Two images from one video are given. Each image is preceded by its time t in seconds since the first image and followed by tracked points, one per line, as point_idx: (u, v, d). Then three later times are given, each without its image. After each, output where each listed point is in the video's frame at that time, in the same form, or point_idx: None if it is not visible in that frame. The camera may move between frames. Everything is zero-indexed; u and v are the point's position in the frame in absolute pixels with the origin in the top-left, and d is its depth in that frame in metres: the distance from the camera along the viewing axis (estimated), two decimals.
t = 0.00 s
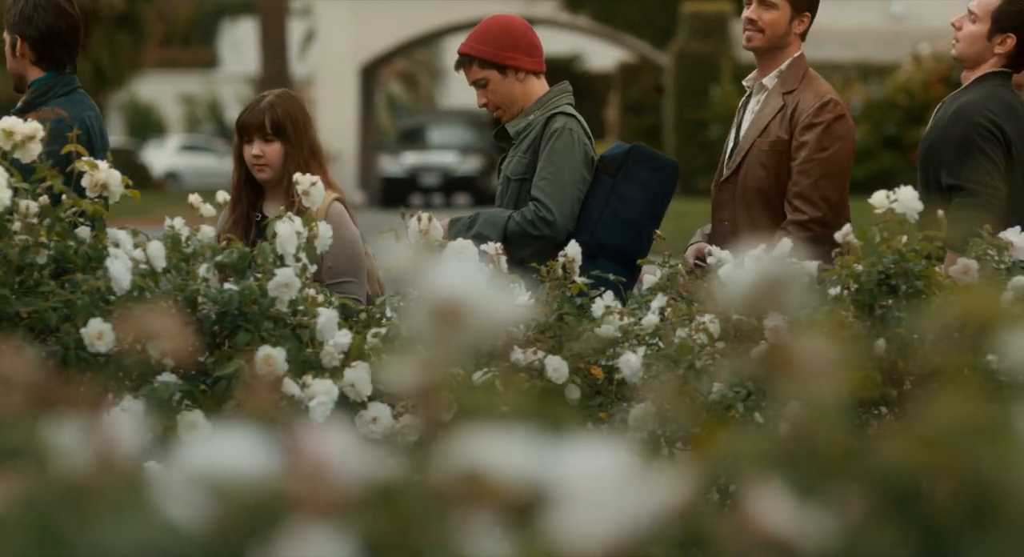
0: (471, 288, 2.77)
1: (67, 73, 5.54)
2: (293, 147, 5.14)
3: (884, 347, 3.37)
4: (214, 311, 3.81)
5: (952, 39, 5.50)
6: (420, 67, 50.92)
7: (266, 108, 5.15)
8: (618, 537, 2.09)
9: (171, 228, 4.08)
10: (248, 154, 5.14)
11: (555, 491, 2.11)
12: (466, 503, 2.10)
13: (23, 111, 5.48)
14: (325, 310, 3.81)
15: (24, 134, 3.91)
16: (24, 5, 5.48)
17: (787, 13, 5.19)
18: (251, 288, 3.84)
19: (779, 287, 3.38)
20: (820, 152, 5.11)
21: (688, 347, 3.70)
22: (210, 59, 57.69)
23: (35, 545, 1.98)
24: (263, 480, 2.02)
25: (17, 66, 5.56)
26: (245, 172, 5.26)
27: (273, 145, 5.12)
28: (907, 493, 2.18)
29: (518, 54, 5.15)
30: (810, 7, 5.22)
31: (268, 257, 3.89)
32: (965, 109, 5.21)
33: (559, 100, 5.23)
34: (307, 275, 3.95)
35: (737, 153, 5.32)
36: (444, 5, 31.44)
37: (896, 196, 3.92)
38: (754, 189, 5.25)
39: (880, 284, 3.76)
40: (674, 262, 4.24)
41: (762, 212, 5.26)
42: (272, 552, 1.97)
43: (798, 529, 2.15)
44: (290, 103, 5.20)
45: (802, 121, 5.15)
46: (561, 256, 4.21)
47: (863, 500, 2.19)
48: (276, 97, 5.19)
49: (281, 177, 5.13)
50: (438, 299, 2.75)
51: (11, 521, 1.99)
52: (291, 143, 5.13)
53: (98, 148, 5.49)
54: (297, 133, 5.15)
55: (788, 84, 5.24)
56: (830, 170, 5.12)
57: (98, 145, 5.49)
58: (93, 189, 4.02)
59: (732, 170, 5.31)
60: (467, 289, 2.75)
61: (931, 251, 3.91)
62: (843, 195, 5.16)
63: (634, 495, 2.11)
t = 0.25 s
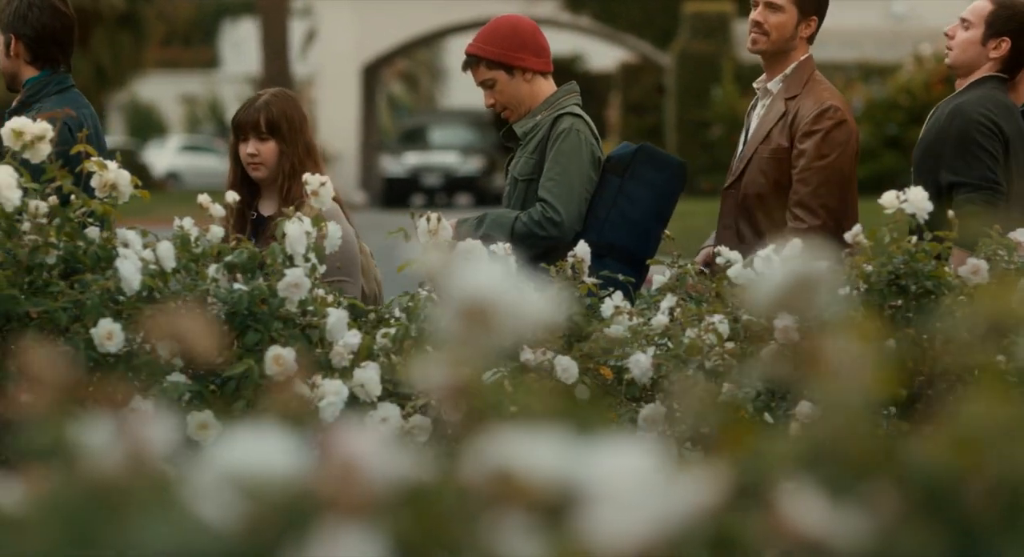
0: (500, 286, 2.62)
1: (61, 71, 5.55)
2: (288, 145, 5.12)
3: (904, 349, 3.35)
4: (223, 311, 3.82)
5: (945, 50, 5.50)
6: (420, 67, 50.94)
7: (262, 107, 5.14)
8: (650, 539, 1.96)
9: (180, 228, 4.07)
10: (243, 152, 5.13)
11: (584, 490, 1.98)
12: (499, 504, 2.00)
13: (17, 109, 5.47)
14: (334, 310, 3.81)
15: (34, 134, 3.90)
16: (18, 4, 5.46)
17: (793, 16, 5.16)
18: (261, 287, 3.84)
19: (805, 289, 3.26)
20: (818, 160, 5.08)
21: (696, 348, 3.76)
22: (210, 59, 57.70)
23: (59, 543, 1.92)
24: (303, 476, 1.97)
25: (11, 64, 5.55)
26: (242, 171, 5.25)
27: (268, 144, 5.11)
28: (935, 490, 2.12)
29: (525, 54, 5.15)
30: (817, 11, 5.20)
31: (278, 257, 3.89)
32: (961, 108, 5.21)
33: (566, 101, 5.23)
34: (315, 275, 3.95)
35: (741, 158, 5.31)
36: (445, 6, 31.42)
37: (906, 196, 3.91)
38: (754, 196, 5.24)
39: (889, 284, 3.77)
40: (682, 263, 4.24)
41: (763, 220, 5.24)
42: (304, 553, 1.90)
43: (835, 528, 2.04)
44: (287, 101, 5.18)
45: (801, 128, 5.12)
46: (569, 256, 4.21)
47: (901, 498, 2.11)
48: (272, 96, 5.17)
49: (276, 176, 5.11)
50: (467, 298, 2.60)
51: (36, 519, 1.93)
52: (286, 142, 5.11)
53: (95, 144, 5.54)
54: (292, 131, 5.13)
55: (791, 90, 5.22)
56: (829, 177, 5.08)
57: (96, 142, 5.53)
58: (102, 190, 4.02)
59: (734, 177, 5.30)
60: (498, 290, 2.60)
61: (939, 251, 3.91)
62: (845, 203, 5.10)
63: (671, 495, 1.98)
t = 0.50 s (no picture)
0: (534, 284, 2.42)
1: (61, 70, 5.56)
2: (286, 146, 5.11)
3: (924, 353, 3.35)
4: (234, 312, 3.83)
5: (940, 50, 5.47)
6: (422, 68, 50.95)
7: (258, 107, 5.13)
8: (683, 538, 1.97)
9: (190, 228, 4.08)
10: (241, 153, 5.13)
11: (614, 492, 2.00)
12: (530, 505, 1.99)
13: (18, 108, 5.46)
14: (344, 311, 3.81)
15: (43, 133, 3.91)
16: (19, 4, 5.46)
17: (796, 17, 5.17)
18: (271, 288, 3.84)
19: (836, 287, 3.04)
20: (825, 164, 5.07)
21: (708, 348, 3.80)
22: (212, 59, 57.70)
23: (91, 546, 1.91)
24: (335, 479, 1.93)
25: (10, 63, 5.54)
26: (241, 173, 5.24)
27: (266, 145, 5.10)
28: (970, 491, 2.12)
29: (530, 55, 5.14)
30: (820, 11, 5.19)
31: (288, 257, 3.89)
32: (959, 105, 5.20)
33: (571, 101, 5.22)
34: (325, 274, 3.95)
35: (750, 162, 5.30)
36: (447, 5, 31.41)
37: (917, 196, 3.91)
38: (762, 201, 5.23)
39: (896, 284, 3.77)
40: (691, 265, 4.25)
41: (772, 225, 5.24)
42: (337, 553, 1.88)
43: (867, 528, 2.04)
44: (283, 101, 5.17)
45: (809, 132, 5.12)
46: (579, 256, 4.21)
47: (931, 499, 2.12)
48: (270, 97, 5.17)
49: (275, 176, 5.11)
50: (495, 300, 2.40)
51: (68, 518, 1.93)
52: (283, 142, 5.10)
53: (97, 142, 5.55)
54: (289, 131, 5.12)
55: (798, 93, 5.22)
56: (838, 180, 5.07)
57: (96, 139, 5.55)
58: (113, 190, 4.03)
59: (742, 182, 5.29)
60: (529, 289, 2.40)
61: (949, 251, 3.91)
62: (853, 206, 5.10)
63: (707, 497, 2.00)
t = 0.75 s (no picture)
0: (567, 287, 2.43)
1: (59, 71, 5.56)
2: (284, 146, 5.08)
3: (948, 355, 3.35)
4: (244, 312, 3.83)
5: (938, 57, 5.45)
6: (422, 68, 50.96)
7: (256, 108, 5.11)
8: (714, 539, 2.01)
9: (200, 228, 4.08)
10: (240, 154, 5.11)
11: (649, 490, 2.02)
12: (562, 504, 1.99)
13: (18, 107, 5.45)
14: (354, 310, 3.81)
15: (53, 133, 3.91)
16: (18, 4, 5.46)
17: (801, 16, 5.15)
18: (281, 287, 3.84)
19: (871, 287, 2.73)
20: (838, 169, 5.07)
21: (717, 348, 3.83)
22: (212, 59, 57.71)
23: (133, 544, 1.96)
24: (368, 479, 1.95)
25: (7, 64, 5.53)
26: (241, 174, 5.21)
27: (264, 145, 5.08)
28: (1004, 492, 2.10)
29: (534, 55, 5.14)
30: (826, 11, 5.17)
31: (298, 257, 3.89)
32: (959, 107, 5.20)
33: (576, 100, 5.22)
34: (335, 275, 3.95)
35: (757, 163, 5.27)
36: (447, 5, 31.41)
37: (926, 196, 3.91)
38: (770, 203, 5.20)
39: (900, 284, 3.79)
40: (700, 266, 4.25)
41: (781, 228, 5.20)
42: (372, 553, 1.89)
43: (901, 527, 2.03)
44: (281, 101, 5.14)
45: (821, 136, 5.11)
46: (588, 257, 4.20)
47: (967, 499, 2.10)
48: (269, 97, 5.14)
49: (274, 177, 5.08)
50: (526, 296, 2.43)
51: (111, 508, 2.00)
52: (282, 142, 5.08)
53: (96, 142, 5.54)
54: (287, 131, 5.09)
55: (808, 95, 5.18)
56: (850, 185, 5.07)
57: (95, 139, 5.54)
58: (121, 190, 4.04)
59: (750, 184, 5.26)
60: (564, 291, 2.41)
61: (959, 251, 3.91)
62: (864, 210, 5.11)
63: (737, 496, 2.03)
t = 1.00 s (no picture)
0: (599, 290, 2.29)
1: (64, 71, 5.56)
2: (285, 147, 5.01)
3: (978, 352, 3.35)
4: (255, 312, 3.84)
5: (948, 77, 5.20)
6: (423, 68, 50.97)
7: (255, 109, 5.04)
8: (748, 539, 1.91)
9: (210, 228, 4.08)
10: (240, 156, 5.05)
11: (681, 489, 1.92)
12: (596, 504, 1.90)
13: (19, 106, 5.44)
14: (365, 310, 3.81)
15: (63, 133, 3.91)
16: (23, 4, 5.46)
17: (779, 15, 5.10)
18: (292, 286, 3.85)
19: (900, 288, 2.32)
20: (850, 169, 5.06)
21: (728, 348, 3.83)
22: (213, 60, 57.75)
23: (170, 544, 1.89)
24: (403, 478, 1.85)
25: (9, 63, 5.51)
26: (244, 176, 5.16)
27: (265, 147, 5.01)
28: None
29: (539, 54, 5.12)
30: (805, 8, 5.08)
31: (309, 257, 3.90)
32: (977, 120, 4.97)
33: (582, 100, 5.19)
34: (345, 275, 3.95)
35: (766, 164, 5.26)
36: (449, 5, 31.40)
37: (936, 196, 3.92)
38: (780, 204, 5.20)
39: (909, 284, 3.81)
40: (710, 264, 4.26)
41: (790, 228, 5.21)
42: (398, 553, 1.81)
43: (935, 527, 1.91)
44: (281, 101, 5.07)
45: (833, 137, 5.09)
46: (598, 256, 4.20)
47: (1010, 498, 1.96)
48: (269, 97, 5.07)
49: (275, 179, 5.02)
50: (561, 297, 2.27)
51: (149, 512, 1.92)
52: (282, 144, 5.01)
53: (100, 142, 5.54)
54: (287, 132, 5.02)
55: (818, 95, 5.16)
56: (862, 186, 5.07)
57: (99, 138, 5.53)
58: (131, 189, 4.04)
59: (759, 185, 5.26)
60: (589, 289, 2.26)
61: (970, 252, 3.91)
62: (875, 210, 5.12)
63: (775, 494, 1.93)
